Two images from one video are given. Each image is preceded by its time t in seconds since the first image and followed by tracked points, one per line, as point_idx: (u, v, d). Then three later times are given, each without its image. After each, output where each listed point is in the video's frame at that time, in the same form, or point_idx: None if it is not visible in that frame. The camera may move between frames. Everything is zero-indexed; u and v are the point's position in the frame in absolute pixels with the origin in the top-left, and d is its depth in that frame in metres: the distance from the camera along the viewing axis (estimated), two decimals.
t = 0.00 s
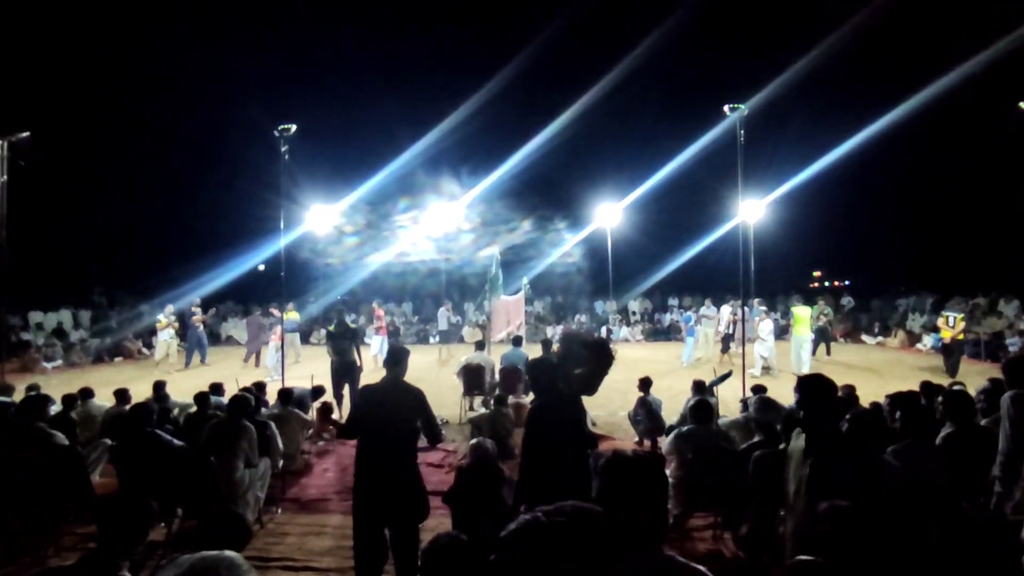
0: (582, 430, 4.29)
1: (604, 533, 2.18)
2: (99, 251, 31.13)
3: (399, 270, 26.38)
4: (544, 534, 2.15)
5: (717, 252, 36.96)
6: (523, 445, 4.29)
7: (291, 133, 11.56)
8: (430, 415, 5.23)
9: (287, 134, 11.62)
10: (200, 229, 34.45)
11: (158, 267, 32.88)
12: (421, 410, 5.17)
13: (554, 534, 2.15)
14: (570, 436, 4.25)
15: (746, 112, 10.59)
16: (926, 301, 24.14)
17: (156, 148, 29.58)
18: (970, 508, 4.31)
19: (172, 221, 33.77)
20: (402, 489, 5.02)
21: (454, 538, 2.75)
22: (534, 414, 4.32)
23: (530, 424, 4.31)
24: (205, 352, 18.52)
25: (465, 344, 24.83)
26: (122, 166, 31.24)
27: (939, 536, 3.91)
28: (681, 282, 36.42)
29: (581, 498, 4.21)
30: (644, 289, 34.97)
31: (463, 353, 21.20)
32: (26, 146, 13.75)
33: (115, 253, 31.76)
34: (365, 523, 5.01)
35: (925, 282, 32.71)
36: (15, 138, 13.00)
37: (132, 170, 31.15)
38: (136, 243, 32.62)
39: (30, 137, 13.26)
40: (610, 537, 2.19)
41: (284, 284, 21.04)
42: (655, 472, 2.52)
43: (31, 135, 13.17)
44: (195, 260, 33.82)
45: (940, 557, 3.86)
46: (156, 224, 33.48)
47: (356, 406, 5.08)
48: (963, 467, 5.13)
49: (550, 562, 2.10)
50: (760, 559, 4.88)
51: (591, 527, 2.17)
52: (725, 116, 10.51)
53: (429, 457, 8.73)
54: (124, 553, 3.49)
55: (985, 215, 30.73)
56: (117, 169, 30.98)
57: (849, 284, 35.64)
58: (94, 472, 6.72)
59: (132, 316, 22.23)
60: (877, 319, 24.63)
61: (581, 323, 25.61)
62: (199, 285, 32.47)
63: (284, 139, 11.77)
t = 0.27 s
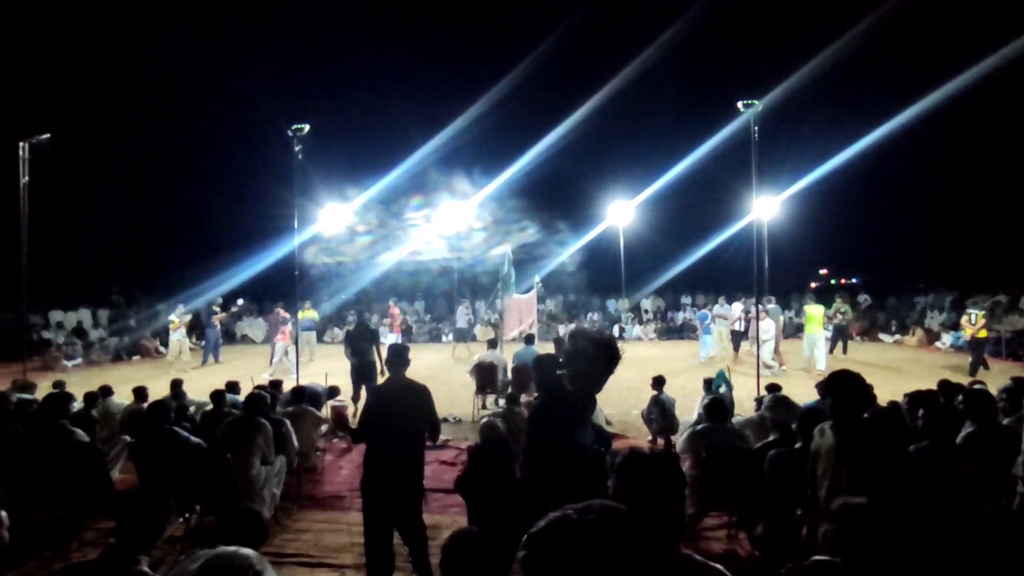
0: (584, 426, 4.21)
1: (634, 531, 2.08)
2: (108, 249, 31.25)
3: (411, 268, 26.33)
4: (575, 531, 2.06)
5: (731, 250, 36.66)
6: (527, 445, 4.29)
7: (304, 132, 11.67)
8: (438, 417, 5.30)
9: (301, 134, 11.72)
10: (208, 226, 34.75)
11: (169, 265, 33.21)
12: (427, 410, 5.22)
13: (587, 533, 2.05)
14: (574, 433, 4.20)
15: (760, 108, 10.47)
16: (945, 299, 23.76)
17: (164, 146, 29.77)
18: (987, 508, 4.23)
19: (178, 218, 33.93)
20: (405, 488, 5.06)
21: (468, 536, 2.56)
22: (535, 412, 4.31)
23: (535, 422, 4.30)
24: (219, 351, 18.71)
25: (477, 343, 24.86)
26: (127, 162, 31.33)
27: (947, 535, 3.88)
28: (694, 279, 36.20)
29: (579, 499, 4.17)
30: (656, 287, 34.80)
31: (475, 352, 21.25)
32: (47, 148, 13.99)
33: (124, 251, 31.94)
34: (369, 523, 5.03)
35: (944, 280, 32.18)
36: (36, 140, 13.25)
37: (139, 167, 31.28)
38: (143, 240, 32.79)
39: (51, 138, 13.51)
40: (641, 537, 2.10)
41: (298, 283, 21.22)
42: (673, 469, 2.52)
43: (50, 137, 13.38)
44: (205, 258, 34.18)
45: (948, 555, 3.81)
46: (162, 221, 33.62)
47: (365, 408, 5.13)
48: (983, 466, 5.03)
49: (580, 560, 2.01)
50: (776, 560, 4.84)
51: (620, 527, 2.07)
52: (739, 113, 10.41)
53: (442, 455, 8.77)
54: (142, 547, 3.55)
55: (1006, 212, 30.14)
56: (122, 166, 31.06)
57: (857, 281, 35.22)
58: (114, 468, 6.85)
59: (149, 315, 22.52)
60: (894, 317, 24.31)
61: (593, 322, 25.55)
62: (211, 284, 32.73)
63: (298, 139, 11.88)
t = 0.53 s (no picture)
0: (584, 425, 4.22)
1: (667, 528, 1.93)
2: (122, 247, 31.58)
3: (424, 267, 26.00)
4: (607, 527, 1.91)
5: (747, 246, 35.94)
6: (536, 443, 4.29)
7: (319, 132, 11.76)
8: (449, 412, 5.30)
9: (316, 133, 11.82)
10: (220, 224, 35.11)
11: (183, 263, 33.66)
12: (440, 407, 5.22)
13: (619, 529, 1.91)
14: (578, 433, 4.20)
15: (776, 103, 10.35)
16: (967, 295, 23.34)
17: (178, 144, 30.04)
18: (1012, 508, 4.13)
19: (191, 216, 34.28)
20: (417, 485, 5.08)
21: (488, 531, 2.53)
22: (545, 410, 4.32)
23: (542, 422, 4.31)
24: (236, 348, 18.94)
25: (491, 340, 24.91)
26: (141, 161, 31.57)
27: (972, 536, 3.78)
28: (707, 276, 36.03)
29: (580, 500, 4.18)
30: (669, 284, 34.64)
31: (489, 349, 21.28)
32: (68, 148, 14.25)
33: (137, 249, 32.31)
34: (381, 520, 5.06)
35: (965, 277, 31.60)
36: (57, 141, 13.48)
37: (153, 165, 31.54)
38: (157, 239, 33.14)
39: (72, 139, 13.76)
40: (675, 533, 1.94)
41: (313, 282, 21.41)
42: (692, 467, 2.49)
43: (72, 139, 13.63)
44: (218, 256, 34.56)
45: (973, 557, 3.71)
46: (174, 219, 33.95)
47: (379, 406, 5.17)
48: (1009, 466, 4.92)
49: (608, 558, 1.86)
50: (795, 559, 4.76)
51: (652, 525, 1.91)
52: (755, 108, 10.30)
53: (457, 451, 8.81)
54: (163, 539, 3.62)
55: None
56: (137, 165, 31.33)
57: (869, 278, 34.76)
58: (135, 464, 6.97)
59: (168, 313, 22.87)
60: (913, 315, 23.94)
61: (607, 320, 25.48)
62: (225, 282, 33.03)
63: (313, 138, 11.97)
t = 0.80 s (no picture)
0: (587, 424, 4.23)
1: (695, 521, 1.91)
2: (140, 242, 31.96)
3: (439, 263, 26.15)
4: (637, 519, 1.89)
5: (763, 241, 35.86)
6: (550, 438, 4.30)
7: (335, 128, 11.81)
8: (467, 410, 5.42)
9: (331, 130, 11.88)
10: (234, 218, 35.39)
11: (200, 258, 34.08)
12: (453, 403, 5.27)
13: (649, 523, 1.89)
14: (587, 429, 4.23)
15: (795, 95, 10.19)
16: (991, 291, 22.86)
17: (193, 140, 30.17)
18: None
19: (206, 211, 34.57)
20: (431, 481, 5.13)
21: (507, 524, 2.54)
22: (560, 405, 4.32)
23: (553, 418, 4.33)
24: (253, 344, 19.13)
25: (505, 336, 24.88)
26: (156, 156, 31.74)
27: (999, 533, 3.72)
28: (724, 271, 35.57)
29: (580, 500, 4.23)
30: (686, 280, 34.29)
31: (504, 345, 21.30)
32: (89, 148, 14.47)
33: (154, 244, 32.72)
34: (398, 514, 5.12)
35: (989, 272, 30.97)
36: (78, 140, 13.66)
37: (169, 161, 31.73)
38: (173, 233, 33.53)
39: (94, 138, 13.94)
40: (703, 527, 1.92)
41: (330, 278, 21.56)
42: (712, 462, 2.48)
43: (93, 138, 13.84)
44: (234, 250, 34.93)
45: (1000, 555, 3.65)
46: (189, 214, 34.27)
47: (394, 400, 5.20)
48: None
49: (637, 554, 1.84)
50: (815, 557, 4.69)
51: (680, 520, 1.89)
52: (773, 100, 10.15)
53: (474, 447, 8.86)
54: (187, 529, 3.71)
55: None
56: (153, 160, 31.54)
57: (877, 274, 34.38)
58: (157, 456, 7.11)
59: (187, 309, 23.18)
60: (935, 310, 23.52)
61: (622, 316, 25.38)
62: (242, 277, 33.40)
63: (329, 135, 12.03)
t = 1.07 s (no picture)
0: (592, 422, 4.25)
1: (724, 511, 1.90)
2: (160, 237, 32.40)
3: (456, 257, 26.40)
4: (665, 510, 1.89)
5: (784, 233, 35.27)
6: (562, 429, 4.35)
7: (352, 125, 11.87)
8: (487, 403, 5.42)
9: (348, 126, 11.95)
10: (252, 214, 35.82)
11: (218, 253, 34.57)
12: (469, 398, 5.30)
13: (676, 514, 1.88)
14: (598, 425, 4.24)
15: (817, 85, 9.98)
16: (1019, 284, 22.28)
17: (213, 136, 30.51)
18: None
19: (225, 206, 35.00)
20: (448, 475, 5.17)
21: (527, 515, 2.55)
22: (573, 398, 4.34)
23: (566, 413, 4.33)
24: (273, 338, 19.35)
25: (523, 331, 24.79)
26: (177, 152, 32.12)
27: None
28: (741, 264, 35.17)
29: (584, 498, 4.29)
30: (703, 274, 34.04)
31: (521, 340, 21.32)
32: (113, 147, 14.74)
33: (173, 238, 33.20)
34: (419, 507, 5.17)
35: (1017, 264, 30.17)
36: (103, 140, 13.90)
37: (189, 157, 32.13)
38: (192, 228, 33.99)
39: (116, 137, 14.18)
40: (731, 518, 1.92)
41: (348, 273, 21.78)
42: (734, 455, 2.47)
43: (116, 137, 14.08)
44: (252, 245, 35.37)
45: None
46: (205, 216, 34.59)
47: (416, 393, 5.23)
48: None
49: (664, 545, 1.83)
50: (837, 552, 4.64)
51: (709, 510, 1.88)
52: (794, 91, 9.96)
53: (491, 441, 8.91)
54: (211, 523, 3.73)
55: None
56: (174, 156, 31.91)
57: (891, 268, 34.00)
58: (181, 448, 7.25)
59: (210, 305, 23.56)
60: (960, 304, 23.01)
61: (639, 311, 25.24)
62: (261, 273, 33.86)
63: (346, 131, 12.10)
